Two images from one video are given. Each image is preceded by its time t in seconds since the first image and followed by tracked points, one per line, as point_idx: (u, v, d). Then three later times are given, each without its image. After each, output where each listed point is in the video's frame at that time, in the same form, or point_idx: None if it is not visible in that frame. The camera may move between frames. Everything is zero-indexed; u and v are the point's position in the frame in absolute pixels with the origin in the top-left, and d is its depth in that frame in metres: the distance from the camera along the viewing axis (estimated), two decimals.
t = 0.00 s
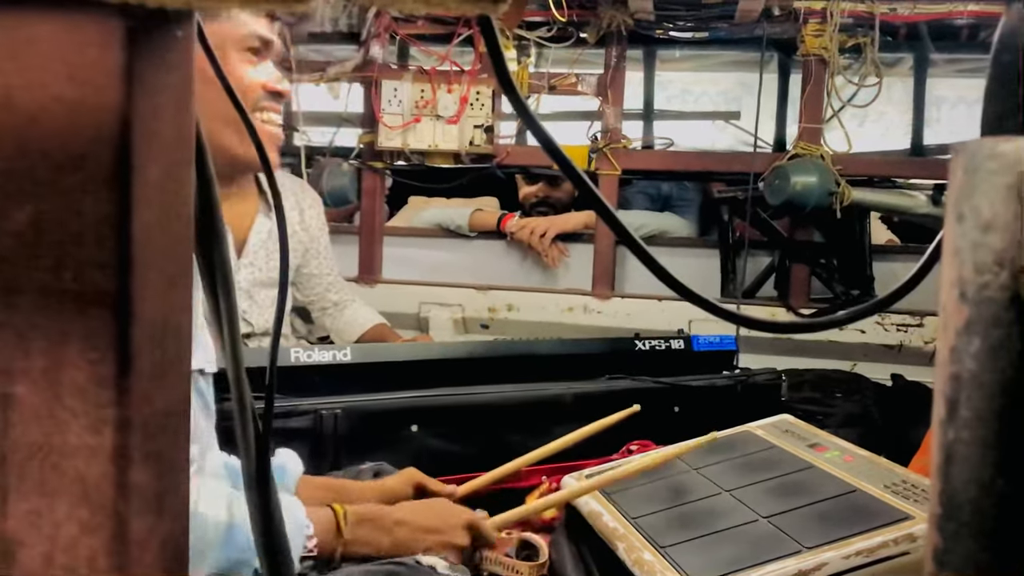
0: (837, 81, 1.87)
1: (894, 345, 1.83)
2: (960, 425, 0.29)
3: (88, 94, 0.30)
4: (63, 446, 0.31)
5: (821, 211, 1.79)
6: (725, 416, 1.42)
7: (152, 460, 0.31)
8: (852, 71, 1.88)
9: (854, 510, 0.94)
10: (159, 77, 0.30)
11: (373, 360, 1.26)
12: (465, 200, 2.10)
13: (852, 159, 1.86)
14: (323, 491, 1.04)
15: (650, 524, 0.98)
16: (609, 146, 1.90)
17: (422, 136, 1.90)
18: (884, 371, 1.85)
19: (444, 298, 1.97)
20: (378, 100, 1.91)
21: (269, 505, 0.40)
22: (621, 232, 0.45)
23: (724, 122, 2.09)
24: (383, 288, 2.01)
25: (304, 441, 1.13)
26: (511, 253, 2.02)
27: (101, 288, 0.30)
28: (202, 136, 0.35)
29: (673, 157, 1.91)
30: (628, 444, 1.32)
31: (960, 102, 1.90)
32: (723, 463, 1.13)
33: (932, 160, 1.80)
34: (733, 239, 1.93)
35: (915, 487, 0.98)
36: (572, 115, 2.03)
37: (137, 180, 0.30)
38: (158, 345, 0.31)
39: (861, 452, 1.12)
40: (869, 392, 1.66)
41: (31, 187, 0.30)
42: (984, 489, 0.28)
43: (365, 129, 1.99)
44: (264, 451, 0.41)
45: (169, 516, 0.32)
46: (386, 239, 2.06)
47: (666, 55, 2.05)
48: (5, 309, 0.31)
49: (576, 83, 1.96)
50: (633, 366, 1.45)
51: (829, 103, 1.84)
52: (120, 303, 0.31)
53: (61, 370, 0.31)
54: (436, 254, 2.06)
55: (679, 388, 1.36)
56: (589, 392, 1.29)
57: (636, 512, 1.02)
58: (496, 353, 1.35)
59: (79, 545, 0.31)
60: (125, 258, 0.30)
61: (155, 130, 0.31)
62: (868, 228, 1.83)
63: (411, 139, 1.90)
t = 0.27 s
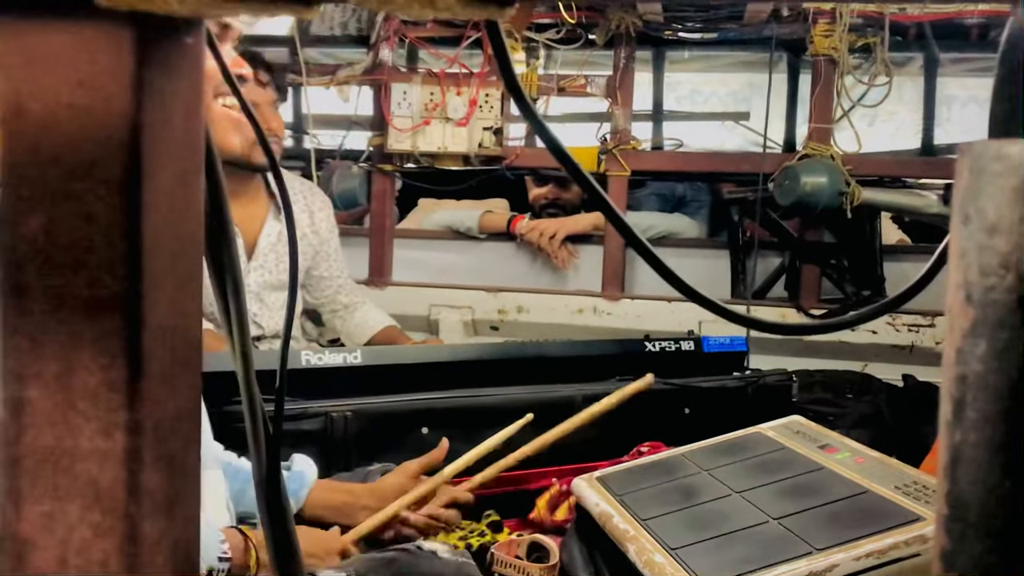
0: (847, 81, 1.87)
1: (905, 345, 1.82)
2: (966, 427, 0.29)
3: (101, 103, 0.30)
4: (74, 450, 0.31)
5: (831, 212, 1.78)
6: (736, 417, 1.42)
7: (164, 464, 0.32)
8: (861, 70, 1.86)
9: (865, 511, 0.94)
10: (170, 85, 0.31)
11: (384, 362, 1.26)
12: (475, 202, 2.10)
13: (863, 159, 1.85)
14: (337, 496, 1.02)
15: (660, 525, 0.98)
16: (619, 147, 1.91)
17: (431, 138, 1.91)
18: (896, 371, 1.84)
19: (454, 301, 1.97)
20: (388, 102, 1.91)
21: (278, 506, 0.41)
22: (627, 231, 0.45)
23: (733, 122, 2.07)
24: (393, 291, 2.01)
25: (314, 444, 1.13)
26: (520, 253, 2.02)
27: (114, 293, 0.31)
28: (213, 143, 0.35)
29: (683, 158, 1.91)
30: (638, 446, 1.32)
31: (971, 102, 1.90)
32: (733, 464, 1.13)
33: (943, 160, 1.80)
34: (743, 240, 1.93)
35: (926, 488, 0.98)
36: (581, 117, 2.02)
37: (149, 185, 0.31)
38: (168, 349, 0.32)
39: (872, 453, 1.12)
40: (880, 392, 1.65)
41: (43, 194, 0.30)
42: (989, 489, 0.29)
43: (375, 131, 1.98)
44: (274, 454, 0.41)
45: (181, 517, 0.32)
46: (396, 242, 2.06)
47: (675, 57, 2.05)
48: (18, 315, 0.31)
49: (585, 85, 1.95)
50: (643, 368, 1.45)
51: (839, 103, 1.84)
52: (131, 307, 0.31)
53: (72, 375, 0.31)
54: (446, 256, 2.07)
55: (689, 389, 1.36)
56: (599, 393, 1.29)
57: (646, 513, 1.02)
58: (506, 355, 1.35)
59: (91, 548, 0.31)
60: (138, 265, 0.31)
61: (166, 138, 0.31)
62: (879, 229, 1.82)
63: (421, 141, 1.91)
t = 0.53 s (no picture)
0: (855, 79, 1.86)
1: (914, 344, 1.82)
2: (974, 427, 0.29)
3: (108, 105, 0.30)
4: (83, 451, 0.31)
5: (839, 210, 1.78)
6: (744, 416, 1.42)
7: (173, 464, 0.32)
8: (870, 69, 1.86)
9: (874, 511, 0.94)
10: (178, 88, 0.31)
11: (392, 362, 1.26)
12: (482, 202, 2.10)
13: (872, 158, 1.84)
14: (343, 497, 1.01)
15: (669, 525, 0.98)
16: (626, 146, 1.90)
17: (438, 138, 1.91)
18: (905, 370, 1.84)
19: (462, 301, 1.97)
20: (394, 103, 1.91)
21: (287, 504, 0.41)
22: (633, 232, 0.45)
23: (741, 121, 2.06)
24: (401, 291, 2.01)
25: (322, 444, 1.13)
26: (528, 253, 2.02)
27: (122, 295, 0.31)
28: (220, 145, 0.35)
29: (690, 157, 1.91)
30: (646, 445, 1.32)
31: (980, 100, 1.90)
32: (741, 463, 1.13)
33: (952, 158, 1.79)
34: (751, 239, 1.93)
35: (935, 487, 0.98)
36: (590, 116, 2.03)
37: (158, 187, 0.31)
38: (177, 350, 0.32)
39: (880, 452, 1.11)
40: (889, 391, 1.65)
41: (51, 197, 0.30)
42: (997, 489, 0.28)
43: (382, 133, 1.99)
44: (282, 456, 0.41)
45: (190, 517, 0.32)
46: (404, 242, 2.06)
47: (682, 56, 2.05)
48: (27, 316, 0.31)
49: (592, 84, 1.95)
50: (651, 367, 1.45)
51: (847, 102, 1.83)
52: (139, 309, 0.31)
53: (81, 377, 0.31)
54: (454, 256, 2.07)
55: (697, 389, 1.36)
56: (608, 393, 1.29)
57: (654, 513, 1.02)
58: (514, 355, 1.35)
59: (101, 548, 0.32)
60: (146, 267, 0.31)
61: (172, 139, 0.31)
62: (888, 227, 1.82)
63: (428, 141, 1.91)
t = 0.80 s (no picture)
0: (856, 76, 1.85)
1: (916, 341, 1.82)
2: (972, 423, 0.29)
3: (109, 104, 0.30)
4: (84, 448, 0.31)
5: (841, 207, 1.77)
6: (745, 413, 1.42)
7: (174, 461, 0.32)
8: (871, 66, 1.86)
9: (875, 508, 0.94)
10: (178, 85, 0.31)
11: (394, 360, 1.26)
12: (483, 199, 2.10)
13: (874, 154, 1.84)
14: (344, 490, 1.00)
15: (670, 522, 0.98)
16: (627, 143, 1.89)
17: (440, 136, 1.91)
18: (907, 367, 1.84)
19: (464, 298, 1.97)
20: (396, 101, 1.92)
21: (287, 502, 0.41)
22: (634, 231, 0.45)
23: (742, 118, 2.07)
24: (402, 288, 2.01)
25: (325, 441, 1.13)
26: (529, 251, 2.02)
27: (122, 292, 0.31)
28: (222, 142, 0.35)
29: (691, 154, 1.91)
30: (648, 443, 1.32)
31: (981, 97, 1.91)
32: (742, 460, 1.13)
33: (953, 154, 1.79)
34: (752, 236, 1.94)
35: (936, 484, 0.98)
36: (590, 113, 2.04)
37: (159, 184, 0.31)
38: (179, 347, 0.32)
39: (882, 449, 1.11)
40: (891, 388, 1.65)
41: (54, 196, 0.31)
42: (995, 485, 0.29)
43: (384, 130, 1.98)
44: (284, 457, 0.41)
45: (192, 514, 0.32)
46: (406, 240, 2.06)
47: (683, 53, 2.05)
48: (29, 314, 0.31)
49: (594, 81, 1.95)
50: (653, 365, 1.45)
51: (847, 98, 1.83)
52: (140, 306, 0.31)
53: (84, 375, 0.31)
54: (456, 254, 2.07)
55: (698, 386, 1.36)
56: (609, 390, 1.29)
57: (656, 509, 1.02)
58: (516, 352, 1.35)
59: (103, 545, 0.32)
60: (146, 264, 0.31)
61: (172, 137, 0.31)
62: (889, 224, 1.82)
63: (429, 139, 1.91)
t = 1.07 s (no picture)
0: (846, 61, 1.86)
1: (904, 326, 1.82)
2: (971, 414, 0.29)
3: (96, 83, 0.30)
4: (72, 435, 0.31)
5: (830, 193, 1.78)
6: (734, 398, 1.42)
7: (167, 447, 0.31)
8: (861, 52, 1.86)
9: (864, 492, 0.94)
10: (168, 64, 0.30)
11: (384, 345, 1.26)
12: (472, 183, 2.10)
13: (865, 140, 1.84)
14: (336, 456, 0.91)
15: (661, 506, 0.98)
16: (618, 128, 1.88)
17: (429, 120, 1.90)
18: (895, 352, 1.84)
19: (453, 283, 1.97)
20: (385, 84, 1.90)
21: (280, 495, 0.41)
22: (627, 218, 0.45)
23: (733, 103, 2.10)
24: (391, 272, 2.00)
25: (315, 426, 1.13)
26: (519, 235, 2.02)
27: (111, 276, 0.30)
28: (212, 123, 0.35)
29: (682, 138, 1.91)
30: (638, 427, 1.32)
31: (971, 83, 1.93)
32: (731, 445, 1.13)
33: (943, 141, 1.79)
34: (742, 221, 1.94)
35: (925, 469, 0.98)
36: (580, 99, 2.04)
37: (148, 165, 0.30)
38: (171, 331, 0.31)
39: (870, 434, 1.12)
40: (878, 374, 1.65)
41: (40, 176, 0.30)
42: (996, 474, 0.28)
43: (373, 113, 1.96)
44: (274, 448, 0.41)
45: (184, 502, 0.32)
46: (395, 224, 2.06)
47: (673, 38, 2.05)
48: (18, 301, 0.31)
49: (584, 65, 1.94)
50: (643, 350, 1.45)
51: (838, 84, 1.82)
52: (130, 289, 0.30)
53: (72, 360, 0.31)
54: (445, 238, 2.07)
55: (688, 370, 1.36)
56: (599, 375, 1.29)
57: (645, 495, 1.02)
58: (505, 337, 1.35)
59: (92, 533, 0.31)
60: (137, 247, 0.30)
61: (162, 118, 0.31)
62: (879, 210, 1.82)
63: (418, 122, 1.91)
